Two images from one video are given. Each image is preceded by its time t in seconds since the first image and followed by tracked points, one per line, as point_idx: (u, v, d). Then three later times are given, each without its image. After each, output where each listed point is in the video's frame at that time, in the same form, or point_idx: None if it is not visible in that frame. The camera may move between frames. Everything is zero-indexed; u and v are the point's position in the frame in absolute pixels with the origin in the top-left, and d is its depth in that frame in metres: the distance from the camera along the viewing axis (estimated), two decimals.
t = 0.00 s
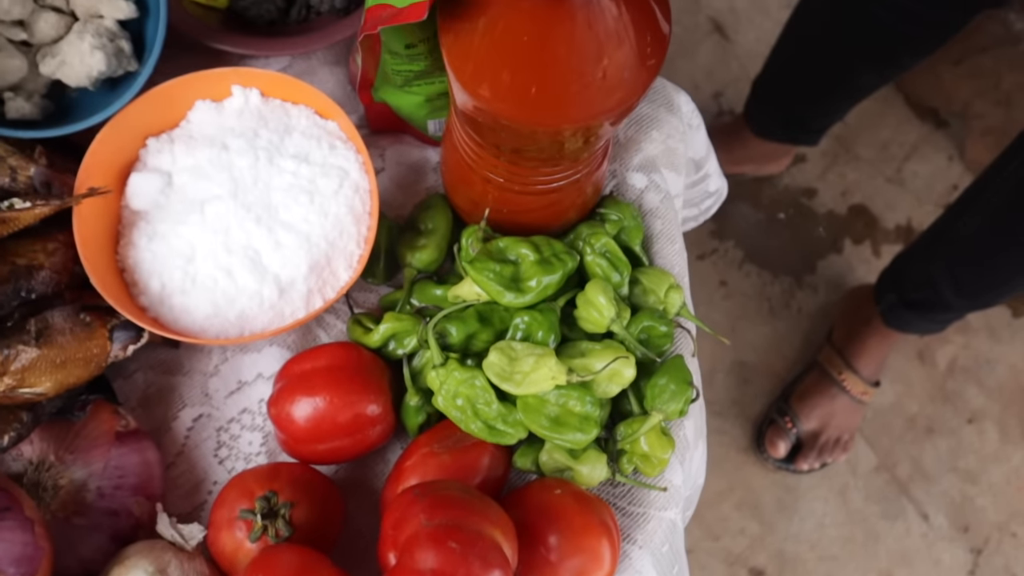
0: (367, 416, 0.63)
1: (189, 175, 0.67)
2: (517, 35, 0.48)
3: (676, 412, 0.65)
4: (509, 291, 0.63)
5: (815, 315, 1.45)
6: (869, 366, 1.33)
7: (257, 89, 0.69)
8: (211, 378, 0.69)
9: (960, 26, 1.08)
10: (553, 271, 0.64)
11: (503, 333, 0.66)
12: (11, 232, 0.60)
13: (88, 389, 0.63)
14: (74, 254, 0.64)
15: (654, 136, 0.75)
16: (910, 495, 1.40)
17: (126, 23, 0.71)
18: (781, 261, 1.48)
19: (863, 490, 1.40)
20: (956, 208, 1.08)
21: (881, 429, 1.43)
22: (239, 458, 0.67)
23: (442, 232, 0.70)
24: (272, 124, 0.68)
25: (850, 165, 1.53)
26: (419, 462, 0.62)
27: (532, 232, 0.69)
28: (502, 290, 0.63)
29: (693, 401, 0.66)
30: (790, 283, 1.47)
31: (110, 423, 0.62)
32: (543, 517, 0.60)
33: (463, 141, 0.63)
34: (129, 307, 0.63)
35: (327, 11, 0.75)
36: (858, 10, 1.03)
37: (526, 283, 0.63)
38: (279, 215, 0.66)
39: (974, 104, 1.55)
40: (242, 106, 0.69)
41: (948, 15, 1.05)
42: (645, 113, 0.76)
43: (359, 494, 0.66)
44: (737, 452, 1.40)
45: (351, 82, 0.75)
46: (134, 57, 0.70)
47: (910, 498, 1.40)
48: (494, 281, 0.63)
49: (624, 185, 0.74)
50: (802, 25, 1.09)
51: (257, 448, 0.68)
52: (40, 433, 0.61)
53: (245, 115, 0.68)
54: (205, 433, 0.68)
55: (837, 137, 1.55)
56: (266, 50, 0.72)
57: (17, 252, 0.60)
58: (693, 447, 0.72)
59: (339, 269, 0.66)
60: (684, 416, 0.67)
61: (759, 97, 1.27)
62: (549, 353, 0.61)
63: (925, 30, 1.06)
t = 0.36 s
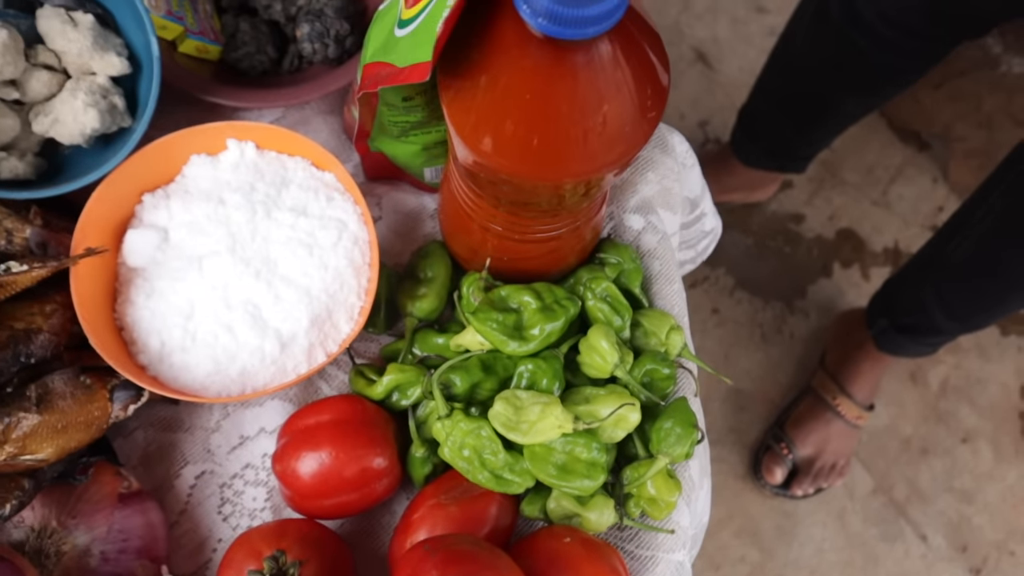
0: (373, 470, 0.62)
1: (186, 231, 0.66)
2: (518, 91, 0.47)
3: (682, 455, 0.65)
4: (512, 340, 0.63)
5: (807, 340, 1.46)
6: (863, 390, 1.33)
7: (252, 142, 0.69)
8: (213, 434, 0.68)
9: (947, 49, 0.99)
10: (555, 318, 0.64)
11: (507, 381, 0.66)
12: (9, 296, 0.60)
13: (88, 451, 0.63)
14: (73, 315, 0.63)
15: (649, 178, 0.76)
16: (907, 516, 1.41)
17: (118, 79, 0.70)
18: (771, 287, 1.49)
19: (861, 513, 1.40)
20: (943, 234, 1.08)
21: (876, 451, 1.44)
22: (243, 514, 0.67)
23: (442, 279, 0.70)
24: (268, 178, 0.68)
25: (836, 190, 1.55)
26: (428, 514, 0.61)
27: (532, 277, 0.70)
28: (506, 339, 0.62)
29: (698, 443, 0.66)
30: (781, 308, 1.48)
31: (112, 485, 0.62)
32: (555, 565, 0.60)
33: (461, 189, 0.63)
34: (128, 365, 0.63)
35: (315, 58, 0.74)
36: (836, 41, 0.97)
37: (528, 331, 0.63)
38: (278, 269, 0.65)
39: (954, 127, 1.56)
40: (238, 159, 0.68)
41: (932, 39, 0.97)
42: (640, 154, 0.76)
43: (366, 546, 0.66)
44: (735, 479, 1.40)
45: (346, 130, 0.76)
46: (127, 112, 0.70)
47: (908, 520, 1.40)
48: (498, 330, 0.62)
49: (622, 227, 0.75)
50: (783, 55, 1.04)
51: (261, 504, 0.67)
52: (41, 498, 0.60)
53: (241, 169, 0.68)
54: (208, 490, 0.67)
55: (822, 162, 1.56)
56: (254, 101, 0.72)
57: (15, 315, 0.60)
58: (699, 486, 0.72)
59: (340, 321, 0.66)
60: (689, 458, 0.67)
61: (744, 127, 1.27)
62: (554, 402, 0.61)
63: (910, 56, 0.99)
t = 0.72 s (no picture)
0: (380, 520, 0.63)
1: (187, 285, 0.67)
2: (522, 153, 0.48)
3: (685, 496, 0.66)
4: (516, 387, 0.64)
5: (798, 363, 1.48)
6: (855, 414, 1.34)
7: (252, 194, 0.69)
8: (218, 486, 0.68)
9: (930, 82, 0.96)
10: (557, 364, 0.65)
11: (511, 426, 0.67)
12: (13, 356, 0.60)
13: (94, 508, 0.63)
14: (77, 372, 0.63)
15: (644, 219, 0.77)
16: (902, 537, 1.42)
17: (117, 134, 0.71)
18: (761, 312, 1.51)
19: (856, 535, 1.42)
20: (929, 259, 1.07)
21: (869, 473, 1.45)
22: (249, 565, 0.67)
23: (443, 326, 0.71)
24: (269, 230, 0.68)
25: (823, 214, 1.57)
26: (436, 563, 0.61)
27: (532, 323, 0.71)
28: (510, 386, 0.64)
29: (700, 484, 0.67)
30: (771, 332, 1.50)
31: (120, 542, 0.62)
32: None
33: (461, 241, 0.65)
34: (133, 421, 0.63)
35: (312, 108, 0.75)
36: (820, 74, 0.95)
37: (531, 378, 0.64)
38: (281, 321, 0.66)
39: (937, 149, 1.60)
40: (238, 212, 0.69)
41: (916, 75, 0.94)
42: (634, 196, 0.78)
43: None
44: (730, 505, 1.42)
45: (343, 179, 0.76)
46: (127, 166, 0.70)
47: (903, 540, 1.42)
48: (501, 378, 0.64)
49: (618, 269, 0.76)
50: (772, 85, 1.03)
51: (268, 554, 0.67)
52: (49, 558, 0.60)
53: (241, 221, 0.69)
54: (214, 542, 0.67)
55: (808, 187, 1.58)
56: (255, 152, 0.73)
57: (20, 376, 0.60)
58: (701, 524, 0.73)
59: (344, 371, 0.66)
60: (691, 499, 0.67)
61: (732, 152, 1.29)
62: (559, 448, 0.62)
63: (893, 90, 0.96)
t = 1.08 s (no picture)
0: (398, 550, 0.64)
1: (202, 318, 0.67)
2: (545, 190, 0.50)
3: (698, 520, 0.66)
4: (531, 417, 0.65)
5: (792, 382, 1.50)
6: (850, 431, 1.36)
7: (264, 226, 0.70)
8: (233, 518, 0.68)
9: (921, 107, 0.97)
10: (571, 393, 0.66)
11: (525, 455, 0.67)
12: (30, 392, 0.60)
13: (112, 543, 0.63)
14: (94, 408, 0.63)
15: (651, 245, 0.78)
16: (898, 553, 1.43)
17: (129, 167, 0.71)
18: (756, 331, 1.52)
19: (853, 552, 1.43)
20: (920, 278, 1.06)
21: (865, 489, 1.46)
22: None
23: (456, 355, 0.71)
24: (282, 262, 0.69)
25: (813, 234, 1.59)
26: None
27: (545, 353, 0.72)
28: (527, 415, 0.64)
29: (713, 509, 0.67)
30: (765, 351, 1.51)
31: None
32: None
33: (476, 273, 0.66)
34: (149, 455, 0.63)
35: (322, 141, 0.76)
36: (814, 100, 0.97)
37: (546, 407, 0.65)
38: (296, 353, 0.66)
39: (924, 168, 1.63)
40: (250, 245, 0.69)
41: (907, 101, 0.95)
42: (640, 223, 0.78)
43: None
44: (728, 524, 1.43)
45: (353, 210, 0.77)
46: (139, 200, 0.71)
47: (899, 556, 1.43)
48: (517, 408, 0.65)
49: (626, 295, 0.77)
50: (765, 108, 1.05)
51: None
52: None
53: (254, 254, 0.69)
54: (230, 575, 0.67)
55: (799, 207, 1.60)
56: (266, 185, 0.74)
57: (37, 412, 0.60)
58: (712, 548, 0.74)
59: (359, 403, 0.67)
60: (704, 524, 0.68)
61: (726, 170, 1.28)
62: (575, 476, 0.63)
63: (884, 115, 0.97)
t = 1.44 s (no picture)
0: None
1: (231, 360, 0.68)
2: (575, 243, 0.51)
3: (719, 551, 0.68)
4: (556, 452, 0.66)
5: (795, 399, 1.52)
6: (853, 447, 1.37)
7: (289, 268, 0.71)
8: (262, 555, 0.69)
9: (924, 135, 0.99)
10: (593, 428, 0.68)
11: (549, 489, 0.69)
12: (67, 437, 0.61)
13: None
14: (127, 451, 0.65)
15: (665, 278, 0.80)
16: (903, 567, 1.46)
17: (154, 212, 0.73)
18: (758, 349, 1.54)
19: (859, 566, 1.45)
20: (923, 298, 1.07)
21: (869, 504, 1.48)
22: None
23: (478, 392, 0.73)
24: (308, 303, 0.70)
25: (813, 251, 1.61)
26: None
27: (565, 390, 0.74)
28: (551, 451, 0.66)
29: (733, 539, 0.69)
30: (768, 369, 1.53)
31: None
32: None
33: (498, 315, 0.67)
34: (182, 497, 0.64)
35: (343, 182, 0.78)
36: (818, 127, 0.98)
37: (569, 443, 0.67)
38: (324, 394, 0.68)
39: (921, 185, 1.65)
40: (276, 286, 0.70)
41: (910, 130, 0.97)
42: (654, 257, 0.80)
43: None
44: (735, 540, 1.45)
45: (372, 247, 0.78)
46: (165, 243, 0.72)
47: (904, 570, 1.46)
48: (542, 444, 0.66)
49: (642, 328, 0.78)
50: (769, 131, 1.05)
51: None
52: None
53: (279, 296, 0.70)
54: None
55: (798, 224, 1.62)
56: (290, 227, 0.75)
57: (74, 457, 0.61)
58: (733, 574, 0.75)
59: (386, 441, 0.68)
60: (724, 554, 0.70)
61: (727, 189, 1.25)
62: (600, 511, 0.64)
63: (887, 142, 0.99)
